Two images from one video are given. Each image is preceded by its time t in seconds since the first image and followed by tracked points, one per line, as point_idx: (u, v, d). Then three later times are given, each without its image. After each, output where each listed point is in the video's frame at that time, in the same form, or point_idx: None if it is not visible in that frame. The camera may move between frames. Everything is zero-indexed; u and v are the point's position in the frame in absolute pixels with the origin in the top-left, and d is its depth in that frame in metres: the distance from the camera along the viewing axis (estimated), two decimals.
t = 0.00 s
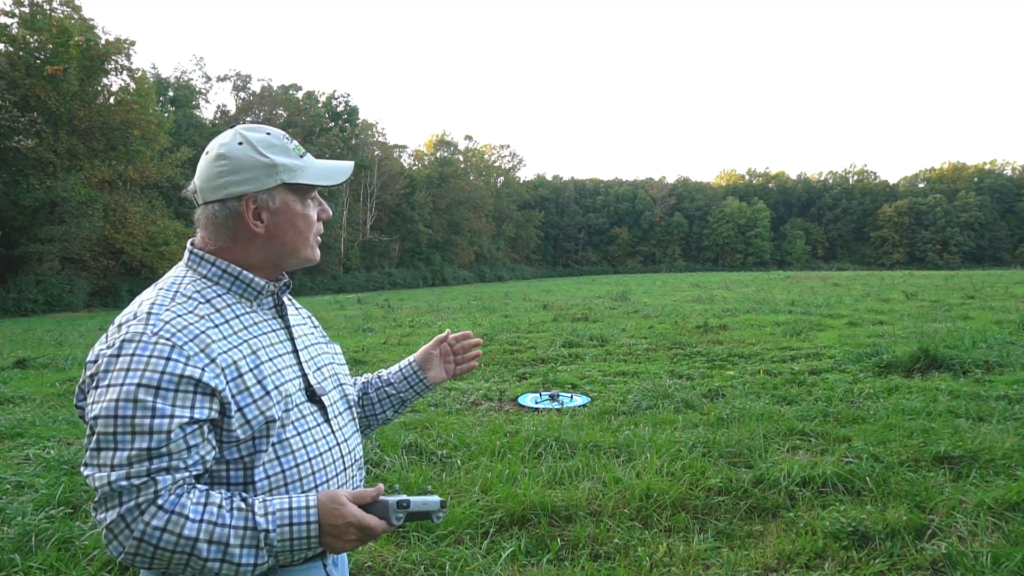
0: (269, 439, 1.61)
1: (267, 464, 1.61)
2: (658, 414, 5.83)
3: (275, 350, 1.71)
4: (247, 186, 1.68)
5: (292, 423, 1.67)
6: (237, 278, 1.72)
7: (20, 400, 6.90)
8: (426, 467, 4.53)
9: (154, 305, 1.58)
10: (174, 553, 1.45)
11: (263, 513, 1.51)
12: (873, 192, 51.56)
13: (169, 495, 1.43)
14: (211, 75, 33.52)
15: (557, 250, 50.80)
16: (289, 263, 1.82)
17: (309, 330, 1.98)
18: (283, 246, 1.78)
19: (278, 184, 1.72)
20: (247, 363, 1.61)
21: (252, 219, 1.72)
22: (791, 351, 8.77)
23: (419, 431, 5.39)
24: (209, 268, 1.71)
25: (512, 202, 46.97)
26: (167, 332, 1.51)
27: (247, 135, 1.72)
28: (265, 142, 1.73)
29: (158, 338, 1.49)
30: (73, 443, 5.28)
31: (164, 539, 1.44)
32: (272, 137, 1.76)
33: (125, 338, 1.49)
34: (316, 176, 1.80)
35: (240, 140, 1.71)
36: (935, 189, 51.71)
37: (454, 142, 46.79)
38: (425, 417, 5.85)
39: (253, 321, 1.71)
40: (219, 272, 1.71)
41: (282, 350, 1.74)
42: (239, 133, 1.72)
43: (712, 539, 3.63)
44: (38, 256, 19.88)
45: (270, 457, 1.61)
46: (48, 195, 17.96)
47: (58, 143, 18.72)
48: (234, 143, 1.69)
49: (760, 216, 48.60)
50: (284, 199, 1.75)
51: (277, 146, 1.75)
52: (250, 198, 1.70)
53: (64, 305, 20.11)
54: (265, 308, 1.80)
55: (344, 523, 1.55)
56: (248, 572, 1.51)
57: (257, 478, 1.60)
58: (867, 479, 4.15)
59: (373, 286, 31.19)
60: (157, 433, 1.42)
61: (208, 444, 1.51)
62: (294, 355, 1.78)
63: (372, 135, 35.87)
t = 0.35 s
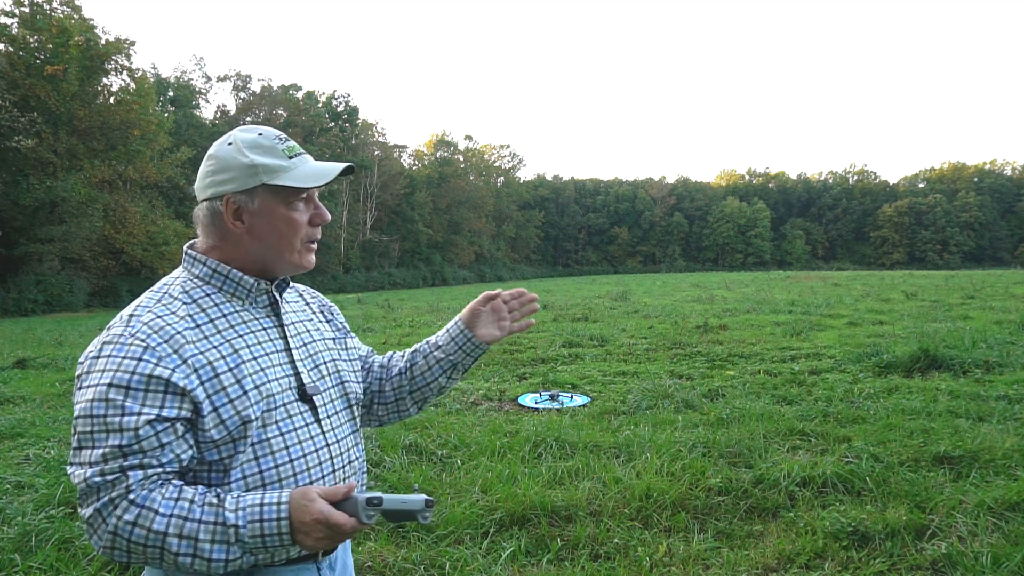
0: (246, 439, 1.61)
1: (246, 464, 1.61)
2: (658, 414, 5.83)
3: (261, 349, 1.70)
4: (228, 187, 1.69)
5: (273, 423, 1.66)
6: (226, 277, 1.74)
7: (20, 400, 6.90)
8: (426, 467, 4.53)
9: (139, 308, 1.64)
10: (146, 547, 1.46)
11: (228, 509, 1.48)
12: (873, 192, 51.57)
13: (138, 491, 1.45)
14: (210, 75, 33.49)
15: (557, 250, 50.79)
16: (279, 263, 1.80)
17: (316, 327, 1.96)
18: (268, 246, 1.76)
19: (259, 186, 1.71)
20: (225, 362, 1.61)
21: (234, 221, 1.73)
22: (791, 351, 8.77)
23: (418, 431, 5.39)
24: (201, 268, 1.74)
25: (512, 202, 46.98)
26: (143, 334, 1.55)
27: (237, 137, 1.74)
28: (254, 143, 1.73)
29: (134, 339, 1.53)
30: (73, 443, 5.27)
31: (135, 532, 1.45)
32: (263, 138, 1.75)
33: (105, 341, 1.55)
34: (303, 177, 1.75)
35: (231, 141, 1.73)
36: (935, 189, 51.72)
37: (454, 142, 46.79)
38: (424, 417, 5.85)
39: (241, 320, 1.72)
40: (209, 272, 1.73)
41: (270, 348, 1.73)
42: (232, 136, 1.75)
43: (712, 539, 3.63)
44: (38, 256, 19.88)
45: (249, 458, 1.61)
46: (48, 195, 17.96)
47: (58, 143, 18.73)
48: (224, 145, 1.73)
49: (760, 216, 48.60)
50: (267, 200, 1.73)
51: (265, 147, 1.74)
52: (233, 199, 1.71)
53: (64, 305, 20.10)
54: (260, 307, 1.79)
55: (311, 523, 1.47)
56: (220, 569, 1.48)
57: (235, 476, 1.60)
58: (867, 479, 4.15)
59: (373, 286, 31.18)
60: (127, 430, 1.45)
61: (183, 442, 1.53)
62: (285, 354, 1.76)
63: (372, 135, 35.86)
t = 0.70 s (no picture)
0: (233, 442, 1.60)
1: (233, 467, 1.61)
2: (658, 414, 5.83)
3: (256, 351, 1.70)
4: (216, 188, 1.72)
5: (261, 427, 1.64)
6: (228, 280, 1.74)
7: (20, 400, 6.90)
8: (426, 467, 4.53)
9: (140, 309, 1.68)
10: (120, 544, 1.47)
11: (197, 512, 1.47)
12: (873, 192, 51.58)
13: (115, 489, 1.46)
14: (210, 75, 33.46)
15: (557, 250, 50.79)
16: (275, 267, 1.79)
17: (325, 329, 1.94)
18: (257, 248, 1.75)
19: (242, 186, 1.71)
20: (215, 365, 1.62)
21: (225, 222, 1.75)
22: (791, 351, 8.77)
23: (418, 431, 5.39)
24: (206, 270, 1.75)
25: (512, 201, 46.99)
26: (134, 335, 1.57)
27: (231, 140, 1.75)
28: (244, 144, 1.73)
29: (126, 340, 1.55)
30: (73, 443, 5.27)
31: (110, 528, 1.46)
32: (254, 140, 1.75)
33: (102, 342, 1.58)
34: (287, 176, 1.72)
35: (226, 146, 1.76)
36: (935, 189, 51.75)
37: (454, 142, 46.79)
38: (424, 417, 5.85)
39: (239, 322, 1.72)
40: (212, 274, 1.74)
41: (266, 352, 1.72)
42: (229, 138, 1.76)
43: (712, 539, 3.63)
44: (38, 256, 19.88)
45: (235, 460, 1.61)
46: (48, 195, 17.96)
47: (58, 143, 18.74)
48: (218, 148, 1.75)
49: (760, 216, 48.61)
50: (253, 200, 1.72)
51: (253, 148, 1.73)
52: (221, 201, 1.73)
53: (64, 305, 20.10)
54: (263, 309, 1.79)
55: (269, 530, 1.43)
56: (188, 568, 1.48)
57: (221, 477, 1.61)
58: (867, 479, 4.15)
59: (373, 286, 31.18)
60: (108, 429, 1.46)
61: (166, 442, 1.53)
62: (283, 357, 1.75)
63: (372, 135, 35.86)
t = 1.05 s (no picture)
0: (233, 442, 1.61)
1: (234, 469, 1.61)
2: (658, 414, 5.83)
3: (259, 353, 1.70)
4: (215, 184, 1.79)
5: (263, 429, 1.64)
6: (235, 281, 1.75)
7: (20, 400, 6.91)
8: (426, 467, 4.54)
9: (146, 307, 1.69)
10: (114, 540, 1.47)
11: (188, 511, 1.46)
12: (873, 192, 51.61)
13: (111, 486, 1.45)
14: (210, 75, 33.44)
15: (557, 250, 50.80)
16: (253, 269, 1.76)
17: (331, 333, 1.94)
18: (232, 243, 1.77)
19: (227, 180, 1.75)
20: (217, 366, 1.62)
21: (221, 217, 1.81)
22: (791, 351, 8.77)
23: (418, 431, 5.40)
24: (214, 269, 1.76)
25: (512, 201, 46.97)
26: (138, 333, 1.57)
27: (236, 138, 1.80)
28: (240, 142, 1.77)
29: (130, 338, 1.56)
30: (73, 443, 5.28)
31: (104, 524, 1.46)
32: (247, 137, 1.77)
33: (108, 337, 1.59)
34: (251, 173, 1.70)
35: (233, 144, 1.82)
36: (935, 189, 51.77)
37: (454, 142, 46.79)
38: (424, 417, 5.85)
39: (245, 323, 1.73)
40: (220, 273, 1.75)
41: (269, 353, 1.72)
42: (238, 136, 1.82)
43: (712, 539, 3.63)
44: (38, 256, 19.88)
45: (235, 462, 1.61)
46: (47, 195, 17.96)
47: (58, 143, 18.75)
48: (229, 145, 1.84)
49: (760, 216, 48.61)
50: (232, 195, 1.75)
51: (243, 145, 1.76)
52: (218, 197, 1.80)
53: (64, 305, 20.10)
54: (268, 309, 1.80)
55: (254, 527, 1.42)
56: (179, 565, 1.47)
57: (220, 478, 1.60)
58: (867, 479, 4.15)
59: (373, 286, 31.20)
60: (107, 425, 1.46)
61: (163, 442, 1.53)
62: (287, 358, 1.75)
63: (372, 135, 35.86)
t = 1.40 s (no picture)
0: (238, 442, 1.60)
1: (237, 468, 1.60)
2: (658, 414, 5.84)
3: (263, 352, 1.70)
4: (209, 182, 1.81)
5: (269, 429, 1.64)
6: (237, 281, 1.75)
7: (20, 400, 6.90)
8: (426, 467, 4.54)
9: (150, 305, 1.69)
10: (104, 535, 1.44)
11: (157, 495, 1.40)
12: (873, 192, 51.64)
13: (104, 478, 1.44)
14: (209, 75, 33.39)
15: (557, 250, 50.80)
16: (250, 268, 1.77)
17: (335, 333, 1.95)
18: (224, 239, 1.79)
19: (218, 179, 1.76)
20: (221, 364, 1.62)
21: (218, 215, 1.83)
22: (791, 351, 8.77)
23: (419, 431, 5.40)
24: (216, 267, 1.77)
25: (512, 201, 46.97)
26: (142, 332, 1.58)
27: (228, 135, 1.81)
28: (231, 139, 1.78)
29: (134, 336, 1.56)
30: (73, 443, 5.27)
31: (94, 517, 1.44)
32: (239, 135, 1.78)
33: (111, 337, 1.59)
34: (235, 171, 1.71)
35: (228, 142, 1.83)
36: (936, 189, 51.78)
37: (454, 142, 46.79)
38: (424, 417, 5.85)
39: (249, 322, 1.73)
40: (222, 272, 1.75)
41: (272, 352, 1.72)
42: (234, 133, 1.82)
43: (712, 539, 3.63)
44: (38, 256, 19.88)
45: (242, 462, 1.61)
46: (47, 195, 17.95)
47: (58, 143, 18.76)
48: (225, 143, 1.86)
49: (760, 216, 48.60)
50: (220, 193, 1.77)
51: (233, 143, 1.77)
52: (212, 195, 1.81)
53: (64, 305, 20.09)
54: (272, 308, 1.80)
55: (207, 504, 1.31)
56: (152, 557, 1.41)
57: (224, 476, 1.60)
58: (867, 479, 4.15)
59: (373, 286, 31.20)
60: (106, 421, 1.47)
61: (166, 438, 1.52)
62: (291, 357, 1.75)
63: (372, 135, 35.85)
